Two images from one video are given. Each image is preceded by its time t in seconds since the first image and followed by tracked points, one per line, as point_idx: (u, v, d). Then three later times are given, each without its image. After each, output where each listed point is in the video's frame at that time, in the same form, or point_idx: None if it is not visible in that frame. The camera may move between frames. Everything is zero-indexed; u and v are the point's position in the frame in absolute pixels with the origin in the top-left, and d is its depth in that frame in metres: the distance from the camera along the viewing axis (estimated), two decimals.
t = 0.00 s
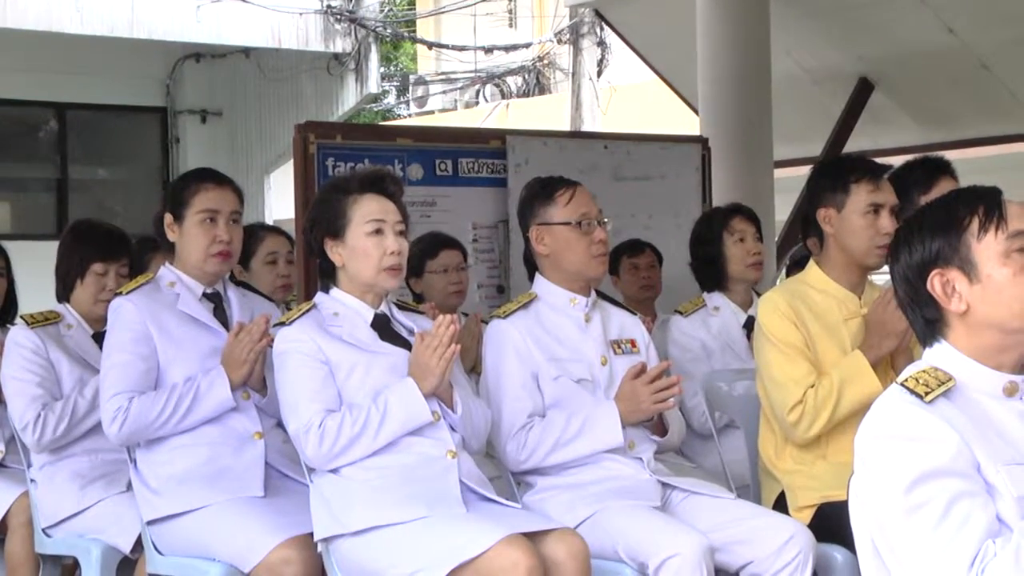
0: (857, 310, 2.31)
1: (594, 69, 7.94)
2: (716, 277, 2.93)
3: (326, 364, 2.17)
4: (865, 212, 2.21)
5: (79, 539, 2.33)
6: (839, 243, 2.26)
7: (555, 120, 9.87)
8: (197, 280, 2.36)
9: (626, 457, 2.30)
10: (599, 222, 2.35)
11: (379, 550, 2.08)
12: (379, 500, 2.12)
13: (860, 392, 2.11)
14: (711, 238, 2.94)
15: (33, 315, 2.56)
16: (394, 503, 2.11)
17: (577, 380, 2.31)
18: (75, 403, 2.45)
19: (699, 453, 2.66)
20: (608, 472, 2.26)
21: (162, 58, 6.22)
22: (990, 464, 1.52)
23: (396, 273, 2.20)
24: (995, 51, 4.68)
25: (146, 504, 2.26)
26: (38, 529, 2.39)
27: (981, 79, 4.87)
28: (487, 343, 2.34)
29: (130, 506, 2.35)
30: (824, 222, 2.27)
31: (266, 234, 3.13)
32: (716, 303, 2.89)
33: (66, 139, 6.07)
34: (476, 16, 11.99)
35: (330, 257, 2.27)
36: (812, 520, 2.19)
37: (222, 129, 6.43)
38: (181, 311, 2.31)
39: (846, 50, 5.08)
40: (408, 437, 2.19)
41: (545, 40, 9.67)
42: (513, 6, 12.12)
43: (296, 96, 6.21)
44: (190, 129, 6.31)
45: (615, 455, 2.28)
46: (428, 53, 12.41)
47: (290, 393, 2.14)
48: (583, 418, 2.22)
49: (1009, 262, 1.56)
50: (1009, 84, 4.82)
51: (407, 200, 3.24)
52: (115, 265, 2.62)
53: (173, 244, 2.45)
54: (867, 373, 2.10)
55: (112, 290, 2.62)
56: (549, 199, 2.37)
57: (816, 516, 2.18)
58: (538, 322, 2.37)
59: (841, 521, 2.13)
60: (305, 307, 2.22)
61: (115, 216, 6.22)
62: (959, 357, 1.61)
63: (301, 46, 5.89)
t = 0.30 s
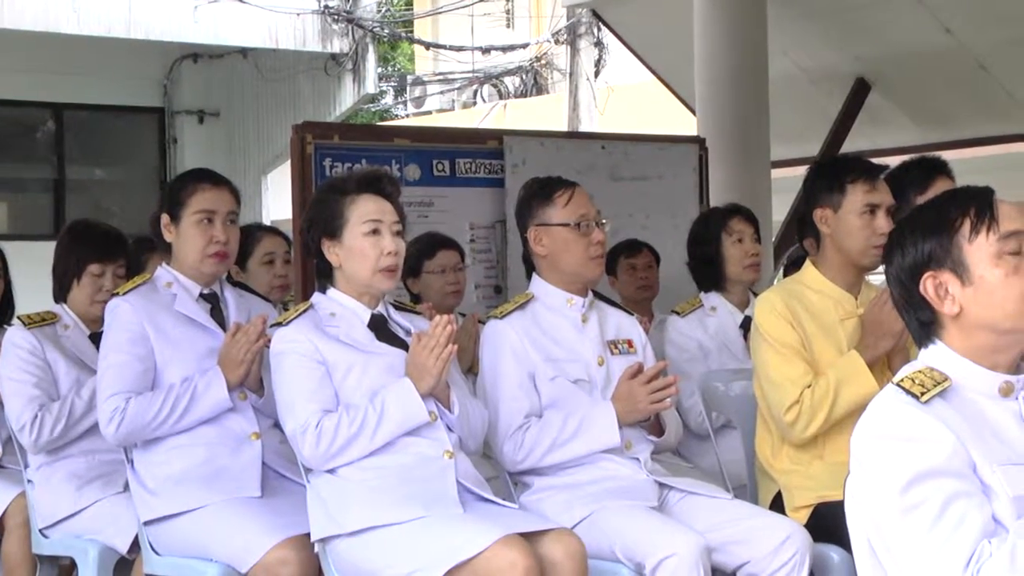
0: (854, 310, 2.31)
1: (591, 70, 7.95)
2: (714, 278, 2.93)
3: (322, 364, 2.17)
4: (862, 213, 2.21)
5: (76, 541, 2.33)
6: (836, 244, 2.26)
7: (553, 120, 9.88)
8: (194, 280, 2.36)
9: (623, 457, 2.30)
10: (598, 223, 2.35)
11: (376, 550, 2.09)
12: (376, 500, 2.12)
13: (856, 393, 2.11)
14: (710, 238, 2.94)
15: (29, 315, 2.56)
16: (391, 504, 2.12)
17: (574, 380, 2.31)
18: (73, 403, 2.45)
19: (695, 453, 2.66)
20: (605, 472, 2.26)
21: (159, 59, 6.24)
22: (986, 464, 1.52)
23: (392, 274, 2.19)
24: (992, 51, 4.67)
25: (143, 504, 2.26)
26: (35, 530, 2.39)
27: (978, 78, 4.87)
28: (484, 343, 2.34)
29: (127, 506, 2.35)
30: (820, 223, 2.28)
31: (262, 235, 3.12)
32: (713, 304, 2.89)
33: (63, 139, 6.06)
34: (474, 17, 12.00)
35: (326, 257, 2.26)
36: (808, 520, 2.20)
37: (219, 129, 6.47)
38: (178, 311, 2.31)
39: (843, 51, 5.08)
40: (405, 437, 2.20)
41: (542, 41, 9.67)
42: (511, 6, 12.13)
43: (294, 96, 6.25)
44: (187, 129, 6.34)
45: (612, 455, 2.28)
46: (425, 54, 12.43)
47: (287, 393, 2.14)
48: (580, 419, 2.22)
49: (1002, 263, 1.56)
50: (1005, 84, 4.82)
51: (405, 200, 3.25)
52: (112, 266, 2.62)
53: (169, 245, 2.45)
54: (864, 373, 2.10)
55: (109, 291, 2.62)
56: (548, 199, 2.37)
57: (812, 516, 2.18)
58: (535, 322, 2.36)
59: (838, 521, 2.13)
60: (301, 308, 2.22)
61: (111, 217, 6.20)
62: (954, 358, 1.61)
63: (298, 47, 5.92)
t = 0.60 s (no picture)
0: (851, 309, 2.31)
1: (586, 69, 7.95)
2: (710, 277, 2.93)
3: (318, 364, 2.17)
4: (860, 212, 2.21)
5: (71, 540, 2.33)
6: (831, 243, 2.26)
7: (549, 119, 9.88)
8: (189, 279, 2.36)
9: (619, 457, 2.30)
10: (602, 227, 2.34)
11: (372, 549, 2.09)
12: (372, 500, 2.13)
13: (850, 391, 2.11)
14: (706, 237, 2.93)
15: (25, 315, 2.56)
16: (387, 504, 2.12)
17: (569, 380, 2.31)
18: (68, 404, 2.44)
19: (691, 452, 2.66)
20: (601, 471, 2.27)
21: (155, 59, 6.22)
22: (980, 462, 1.53)
23: (388, 273, 2.19)
24: (987, 51, 4.67)
25: (139, 504, 2.25)
26: (30, 530, 2.39)
27: (974, 78, 4.87)
28: (480, 342, 2.34)
29: (123, 506, 2.35)
30: (815, 221, 2.28)
31: (258, 234, 3.12)
32: (708, 302, 2.89)
33: (59, 140, 6.06)
34: (469, 16, 12.00)
35: (322, 257, 2.27)
36: (804, 519, 2.20)
37: (215, 129, 6.44)
38: (173, 311, 2.31)
39: (839, 50, 5.08)
40: (400, 436, 2.20)
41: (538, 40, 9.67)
42: (507, 5, 12.13)
43: (289, 98, 6.27)
44: (183, 128, 6.31)
45: (608, 454, 2.29)
46: (421, 54, 12.43)
47: (282, 393, 2.14)
48: (576, 418, 2.22)
49: (992, 263, 1.57)
50: (1000, 84, 4.83)
51: (401, 200, 3.24)
52: (107, 266, 2.63)
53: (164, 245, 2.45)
54: (858, 371, 2.10)
55: (104, 291, 2.62)
56: (554, 201, 2.35)
57: (807, 515, 2.19)
58: (531, 321, 2.36)
59: (833, 520, 2.14)
60: (296, 307, 2.22)
61: (107, 217, 6.22)
62: (948, 357, 1.61)
63: (293, 45, 5.93)
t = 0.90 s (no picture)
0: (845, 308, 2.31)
1: (581, 67, 7.96)
2: (704, 276, 2.92)
3: (312, 362, 2.17)
4: (856, 211, 2.21)
5: (65, 539, 2.33)
6: (825, 241, 2.26)
7: (544, 118, 9.89)
8: (184, 279, 2.36)
9: (614, 455, 2.30)
10: (602, 230, 2.32)
11: (366, 547, 2.10)
12: (366, 498, 2.13)
13: (844, 389, 2.12)
14: (700, 236, 2.92)
15: (19, 314, 2.56)
16: (381, 503, 2.13)
17: (565, 379, 2.29)
18: (62, 403, 2.43)
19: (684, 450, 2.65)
20: (596, 469, 2.27)
21: (149, 58, 6.24)
22: (973, 460, 1.53)
23: (382, 271, 2.19)
24: (980, 49, 4.67)
25: (133, 503, 2.25)
26: (24, 529, 2.39)
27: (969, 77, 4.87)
28: (474, 342, 2.33)
29: (118, 505, 2.35)
30: (809, 219, 2.27)
31: (253, 233, 3.12)
32: (703, 301, 2.88)
33: (54, 139, 6.06)
34: (464, 15, 12.01)
35: (317, 255, 2.26)
36: (798, 517, 2.20)
37: (210, 128, 6.45)
38: (167, 310, 2.31)
39: (832, 48, 5.09)
40: (394, 435, 2.20)
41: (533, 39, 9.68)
42: (501, 4, 12.13)
43: (284, 96, 6.25)
44: (177, 128, 6.34)
45: (602, 452, 2.29)
46: (416, 53, 12.44)
47: (276, 392, 2.14)
48: (571, 417, 2.22)
49: (983, 261, 1.57)
50: (994, 82, 4.83)
51: (395, 198, 3.24)
52: (101, 265, 2.62)
53: (158, 244, 2.45)
54: (852, 370, 2.11)
55: (98, 290, 2.62)
56: (556, 201, 2.32)
57: (801, 513, 2.19)
58: (526, 319, 2.35)
59: (826, 519, 2.15)
60: (290, 306, 2.21)
61: (103, 216, 6.20)
62: (941, 354, 1.61)
63: (288, 45, 5.91)
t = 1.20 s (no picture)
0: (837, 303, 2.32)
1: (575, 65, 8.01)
2: (697, 271, 2.94)
3: (307, 358, 2.18)
4: (847, 206, 2.22)
5: (62, 533, 2.35)
6: (816, 237, 2.27)
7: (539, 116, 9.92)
8: (180, 276, 2.38)
9: (606, 450, 2.31)
10: (593, 227, 2.32)
11: (361, 541, 2.12)
12: (361, 493, 2.15)
13: (835, 384, 2.14)
14: (693, 232, 2.93)
15: (15, 310, 2.57)
16: (376, 498, 2.15)
17: (558, 374, 2.30)
18: (58, 398, 2.45)
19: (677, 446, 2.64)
20: (589, 464, 2.29)
21: (144, 57, 6.25)
22: (961, 454, 1.55)
23: (376, 268, 2.21)
24: (971, 47, 4.67)
25: (130, 498, 2.27)
26: (21, 523, 2.41)
27: (962, 72, 4.84)
28: (468, 338, 2.34)
29: (115, 500, 2.36)
30: (800, 216, 2.28)
31: (248, 230, 3.13)
32: (696, 297, 2.88)
33: (52, 136, 6.08)
34: (459, 13, 12.04)
35: (311, 251, 2.27)
36: (789, 511, 2.21)
37: (206, 126, 6.46)
38: (164, 306, 2.33)
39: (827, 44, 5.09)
40: (388, 430, 2.22)
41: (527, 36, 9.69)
42: (496, 2, 12.16)
43: (280, 92, 6.29)
44: (173, 125, 6.33)
45: (595, 446, 2.31)
46: (411, 50, 12.47)
47: (271, 387, 2.16)
48: (564, 411, 2.24)
49: (972, 256, 1.58)
50: (988, 79, 4.80)
51: (389, 195, 3.26)
52: (96, 262, 2.63)
53: (154, 241, 2.46)
54: (843, 364, 2.13)
55: (94, 286, 2.63)
56: (548, 197, 2.33)
57: (793, 508, 2.20)
58: (519, 315, 2.35)
59: (817, 513, 2.16)
60: (285, 302, 2.22)
61: (101, 213, 6.22)
62: (930, 349, 1.63)
63: (284, 43, 5.94)
